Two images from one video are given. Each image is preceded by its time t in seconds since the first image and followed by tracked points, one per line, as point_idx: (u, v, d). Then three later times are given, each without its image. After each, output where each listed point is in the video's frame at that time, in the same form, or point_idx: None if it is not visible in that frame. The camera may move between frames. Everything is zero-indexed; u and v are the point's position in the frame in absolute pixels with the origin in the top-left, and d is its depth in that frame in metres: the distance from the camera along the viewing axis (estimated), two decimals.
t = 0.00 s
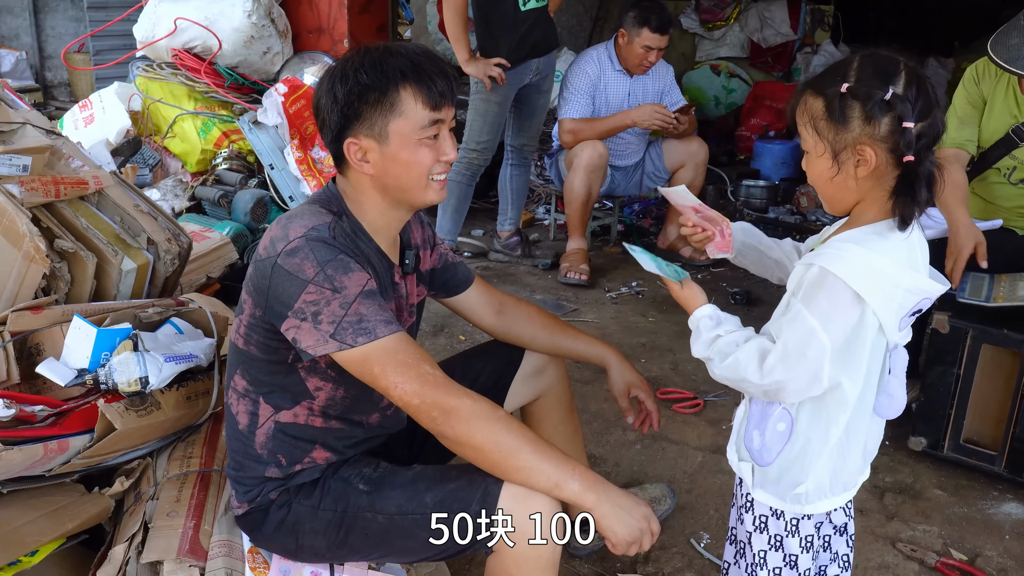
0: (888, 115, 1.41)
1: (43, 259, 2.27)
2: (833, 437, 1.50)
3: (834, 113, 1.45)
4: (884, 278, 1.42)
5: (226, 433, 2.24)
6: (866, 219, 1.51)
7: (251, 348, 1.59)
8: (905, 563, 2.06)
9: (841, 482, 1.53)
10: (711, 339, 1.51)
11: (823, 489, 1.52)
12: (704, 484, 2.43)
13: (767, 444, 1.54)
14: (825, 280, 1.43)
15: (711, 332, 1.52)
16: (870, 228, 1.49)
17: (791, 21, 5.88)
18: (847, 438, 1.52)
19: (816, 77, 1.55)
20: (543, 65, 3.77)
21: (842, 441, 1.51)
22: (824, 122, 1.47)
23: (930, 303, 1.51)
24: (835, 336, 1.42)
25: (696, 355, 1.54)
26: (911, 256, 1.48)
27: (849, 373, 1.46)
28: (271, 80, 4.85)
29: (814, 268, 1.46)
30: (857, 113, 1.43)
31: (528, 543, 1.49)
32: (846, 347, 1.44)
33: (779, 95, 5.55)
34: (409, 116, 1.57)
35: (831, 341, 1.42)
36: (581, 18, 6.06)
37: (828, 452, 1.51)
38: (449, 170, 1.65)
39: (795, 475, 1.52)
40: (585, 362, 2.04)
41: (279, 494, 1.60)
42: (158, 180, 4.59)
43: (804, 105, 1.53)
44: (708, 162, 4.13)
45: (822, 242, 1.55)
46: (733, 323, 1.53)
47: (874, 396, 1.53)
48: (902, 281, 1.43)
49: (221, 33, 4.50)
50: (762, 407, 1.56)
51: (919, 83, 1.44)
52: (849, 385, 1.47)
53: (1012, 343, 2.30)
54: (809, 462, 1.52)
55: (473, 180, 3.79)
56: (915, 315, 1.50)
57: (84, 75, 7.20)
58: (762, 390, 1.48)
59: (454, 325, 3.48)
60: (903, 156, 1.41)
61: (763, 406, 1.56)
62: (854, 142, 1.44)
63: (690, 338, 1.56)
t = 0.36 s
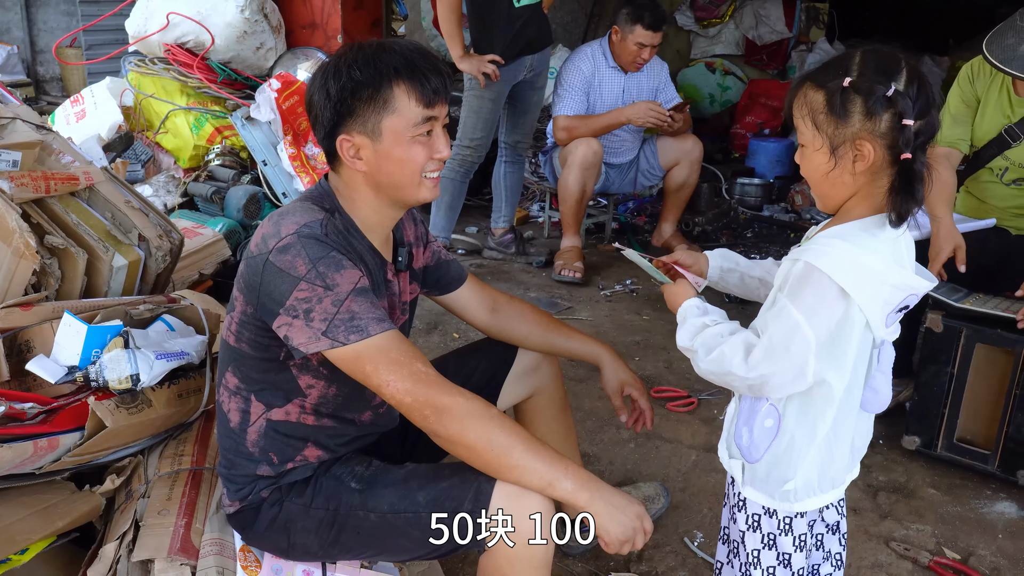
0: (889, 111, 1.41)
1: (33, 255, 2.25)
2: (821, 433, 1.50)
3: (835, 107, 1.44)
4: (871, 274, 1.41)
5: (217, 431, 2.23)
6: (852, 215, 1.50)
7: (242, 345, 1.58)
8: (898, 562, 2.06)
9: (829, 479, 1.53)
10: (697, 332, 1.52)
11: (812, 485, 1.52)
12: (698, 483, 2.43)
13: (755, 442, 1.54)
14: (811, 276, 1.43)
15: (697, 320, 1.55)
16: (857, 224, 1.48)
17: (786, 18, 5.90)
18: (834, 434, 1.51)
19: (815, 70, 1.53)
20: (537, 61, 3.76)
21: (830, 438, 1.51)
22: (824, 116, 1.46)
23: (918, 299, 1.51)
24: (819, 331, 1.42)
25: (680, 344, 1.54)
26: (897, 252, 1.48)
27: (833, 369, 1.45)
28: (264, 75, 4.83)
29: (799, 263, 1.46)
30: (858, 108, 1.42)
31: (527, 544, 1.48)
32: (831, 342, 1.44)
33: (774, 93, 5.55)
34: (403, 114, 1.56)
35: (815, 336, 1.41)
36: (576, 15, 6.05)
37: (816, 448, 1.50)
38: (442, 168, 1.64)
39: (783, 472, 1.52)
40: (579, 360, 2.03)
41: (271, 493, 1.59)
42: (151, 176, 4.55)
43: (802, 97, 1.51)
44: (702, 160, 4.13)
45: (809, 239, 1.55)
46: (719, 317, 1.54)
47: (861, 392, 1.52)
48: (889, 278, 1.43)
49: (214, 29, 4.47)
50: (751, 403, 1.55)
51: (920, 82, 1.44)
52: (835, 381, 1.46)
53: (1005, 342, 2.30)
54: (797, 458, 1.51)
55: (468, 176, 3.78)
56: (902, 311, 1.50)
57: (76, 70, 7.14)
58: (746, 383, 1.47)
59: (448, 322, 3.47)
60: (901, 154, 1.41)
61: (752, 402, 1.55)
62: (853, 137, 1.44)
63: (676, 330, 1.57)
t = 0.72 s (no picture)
0: (887, 107, 1.41)
1: (33, 252, 2.24)
2: (821, 429, 1.50)
3: (834, 103, 1.44)
4: (869, 267, 1.41)
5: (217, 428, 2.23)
6: (851, 209, 1.50)
7: (242, 342, 1.58)
8: (897, 560, 2.07)
9: (831, 476, 1.53)
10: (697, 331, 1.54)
11: (814, 482, 1.52)
12: (697, 481, 2.43)
13: (756, 439, 1.54)
14: (807, 269, 1.44)
15: (695, 322, 1.57)
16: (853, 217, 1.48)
17: (785, 17, 5.90)
18: (834, 431, 1.51)
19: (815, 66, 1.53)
20: (536, 59, 3.76)
21: (831, 434, 1.51)
22: (823, 112, 1.46)
23: (916, 293, 1.51)
24: (818, 325, 1.42)
25: (680, 347, 1.56)
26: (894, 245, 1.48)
27: (833, 364, 1.45)
28: (263, 73, 4.82)
29: (796, 258, 1.46)
30: (857, 103, 1.42)
31: (527, 542, 1.49)
32: (829, 337, 1.44)
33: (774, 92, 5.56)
34: (406, 113, 1.56)
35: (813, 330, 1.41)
36: (575, 13, 6.05)
37: (816, 444, 1.51)
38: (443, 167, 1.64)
39: (785, 470, 1.52)
40: (578, 358, 2.03)
41: (270, 489, 1.59)
42: (150, 174, 4.50)
43: (801, 93, 1.51)
44: (702, 158, 4.12)
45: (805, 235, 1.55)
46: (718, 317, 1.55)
47: (859, 386, 1.52)
48: (885, 271, 1.43)
49: (213, 26, 4.47)
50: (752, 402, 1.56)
51: (916, 76, 1.44)
52: (834, 377, 1.46)
53: (1004, 340, 2.31)
54: (798, 455, 1.51)
55: (467, 174, 3.77)
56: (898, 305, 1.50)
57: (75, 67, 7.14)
58: (746, 381, 1.47)
59: (447, 320, 3.47)
60: (899, 149, 1.42)
61: (753, 400, 1.55)
62: (852, 133, 1.44)
63: (676, 331, 1.58)
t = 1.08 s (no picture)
0: (894, 106, 1.41)
1: (34, 251, 2.24)
2: (835, 431, 1.50)
3: (840, 105, 1.44)
4: (879, 268, 1.41)
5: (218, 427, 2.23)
6: (859, 209, 1.50)
7: (243, 341, 1.58)
8: (898, 560, 2.06)
9: (843, 478, 1.53)
10: (708, 335, 1.52)
11: (827, 485, 1.51)
12: (698, 481, 2.43)
13: (768, 442, 1.53)
14: (818, 271, 1.43)
15: (705, 327, 1.54)
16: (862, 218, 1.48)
17: (788, 16, 5.89)
18: (847, 433, 1.51)
19: (820, 67, 1.53)
20: (537, 58, 3.75)
21: (843, 436, 1.51)
22: (829, 114, 1.46)
23: (923, 294, 1.51)
24: (831, 327, 1.41)
25: (690, 352, 1.54)
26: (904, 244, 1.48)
27: (847, 366, 1.45)
28: (264, 71, 4.82)
29: (808, 260, 1.46)
30: (863, 105, 1.42)
31: (529, 542, 1.48)
32: (843, 338, 1.43)
33: (776, 91, 5.55)
34: (409, 113, 1.56)
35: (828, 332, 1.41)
36: (577, 12, 6.04)
37: (830, 446, 1.50)
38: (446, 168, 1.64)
39: (797, 473, 1.52)
40: (580, 357, 2.03)
41: (271, 489, 1.59)
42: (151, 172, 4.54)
43: (805, 96, 1.51)
44: (703, 157, 4.12)
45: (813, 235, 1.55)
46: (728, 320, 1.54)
47: (870, 387, 1.52)
48: (895, 271, 1.43)
49: (214, 24, 4.47)
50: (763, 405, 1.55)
51: (922, 74, 1.44)
52: (847, 379, 1.46)
53: (1005, 340, 2.31)
54: (811, 458, 1.51)
55: (468, 173, 3.77)
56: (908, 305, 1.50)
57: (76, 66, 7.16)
58: (760, 385, 1.46)
59: (448, 320, 3.47)
60: (908, 147, 1.43)
61: (762, 403, 1.55)
62: (859, 134, 1.43)
63: (685, 335, 1.57)
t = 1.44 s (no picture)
0: (889, 112, 1.42)
1: (30, 255, 2.25)
2: (832, 436, 1.50)
3: (835, 112, 1.45)
4: (877, 273, 1.42)
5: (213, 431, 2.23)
6: (856, 215, 1.51)
7: (238, 344, 1.58)
8: (893, 563, 2.07)
9: (840, 482, 1.53)
10: (707, 340, 1.53)
11: (823, 489, 1.52)
12: (693, 484, 2.43)
13: (765, 447, 1.54)
14: (817, 276, 1.44)
15: (704, 332, 1.55)
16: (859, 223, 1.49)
17: (782, 20, 5.90)
18: (844, 437, 1.52)
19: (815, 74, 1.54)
20: (533, 62, 3.76)
21: (840, 440, 1.52)
22: (825, 121, 1.47)
23: (918, 299, 1.52)
24: (830, 332, 1.42)
25: (689, 357, 1.54)
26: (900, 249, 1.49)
27: (845, 371, 1.46)
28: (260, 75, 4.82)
29: (806, 266, 1.46)
30: (858, 112, 1.43)
31: (525, 545, 1.49)
32: (842, 343, 1.44)
33: (771, 95, 5.58)
34: (405, 118, 1.56)
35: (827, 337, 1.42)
36: (572, 16, 6.06)
37: (827, 451, 1.51)
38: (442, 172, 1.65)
39: (795, 478, 1.52)
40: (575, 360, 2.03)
41: (266, 492, 1.59)
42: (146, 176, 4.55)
43: (801, 104, 1.52)
44: (698, 161, 4.13)
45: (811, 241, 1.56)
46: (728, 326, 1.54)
47: (867, 392, 1.53)
48: (891, 275, 1.44)
49: (210, 28, 4.48)
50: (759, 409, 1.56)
51: (916, 80, 1.45)
52: (845, 384, 1.47)
53: (997, 342, 2.32)
54: (808, 462, 1.51)
55: (464, 177, 3.78)
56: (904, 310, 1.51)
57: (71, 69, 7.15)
58: (759, 390, 1.47)
59: (444, 323, 3.47)
60: (905, 153, 1.44)
61: (759, 408, 1.56)
62: (855, 140, 1.45)
63: (684, 340, 1.57)
